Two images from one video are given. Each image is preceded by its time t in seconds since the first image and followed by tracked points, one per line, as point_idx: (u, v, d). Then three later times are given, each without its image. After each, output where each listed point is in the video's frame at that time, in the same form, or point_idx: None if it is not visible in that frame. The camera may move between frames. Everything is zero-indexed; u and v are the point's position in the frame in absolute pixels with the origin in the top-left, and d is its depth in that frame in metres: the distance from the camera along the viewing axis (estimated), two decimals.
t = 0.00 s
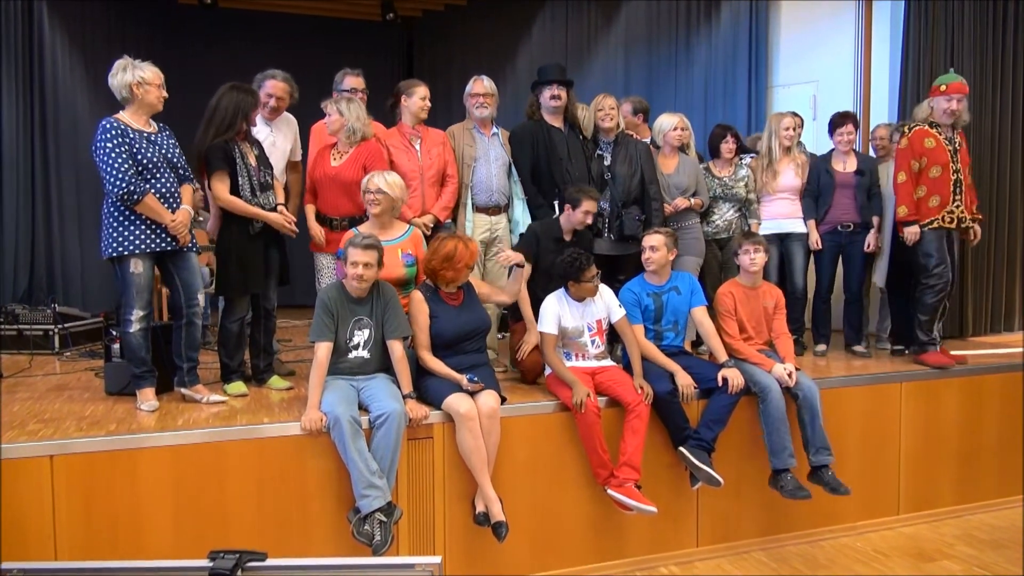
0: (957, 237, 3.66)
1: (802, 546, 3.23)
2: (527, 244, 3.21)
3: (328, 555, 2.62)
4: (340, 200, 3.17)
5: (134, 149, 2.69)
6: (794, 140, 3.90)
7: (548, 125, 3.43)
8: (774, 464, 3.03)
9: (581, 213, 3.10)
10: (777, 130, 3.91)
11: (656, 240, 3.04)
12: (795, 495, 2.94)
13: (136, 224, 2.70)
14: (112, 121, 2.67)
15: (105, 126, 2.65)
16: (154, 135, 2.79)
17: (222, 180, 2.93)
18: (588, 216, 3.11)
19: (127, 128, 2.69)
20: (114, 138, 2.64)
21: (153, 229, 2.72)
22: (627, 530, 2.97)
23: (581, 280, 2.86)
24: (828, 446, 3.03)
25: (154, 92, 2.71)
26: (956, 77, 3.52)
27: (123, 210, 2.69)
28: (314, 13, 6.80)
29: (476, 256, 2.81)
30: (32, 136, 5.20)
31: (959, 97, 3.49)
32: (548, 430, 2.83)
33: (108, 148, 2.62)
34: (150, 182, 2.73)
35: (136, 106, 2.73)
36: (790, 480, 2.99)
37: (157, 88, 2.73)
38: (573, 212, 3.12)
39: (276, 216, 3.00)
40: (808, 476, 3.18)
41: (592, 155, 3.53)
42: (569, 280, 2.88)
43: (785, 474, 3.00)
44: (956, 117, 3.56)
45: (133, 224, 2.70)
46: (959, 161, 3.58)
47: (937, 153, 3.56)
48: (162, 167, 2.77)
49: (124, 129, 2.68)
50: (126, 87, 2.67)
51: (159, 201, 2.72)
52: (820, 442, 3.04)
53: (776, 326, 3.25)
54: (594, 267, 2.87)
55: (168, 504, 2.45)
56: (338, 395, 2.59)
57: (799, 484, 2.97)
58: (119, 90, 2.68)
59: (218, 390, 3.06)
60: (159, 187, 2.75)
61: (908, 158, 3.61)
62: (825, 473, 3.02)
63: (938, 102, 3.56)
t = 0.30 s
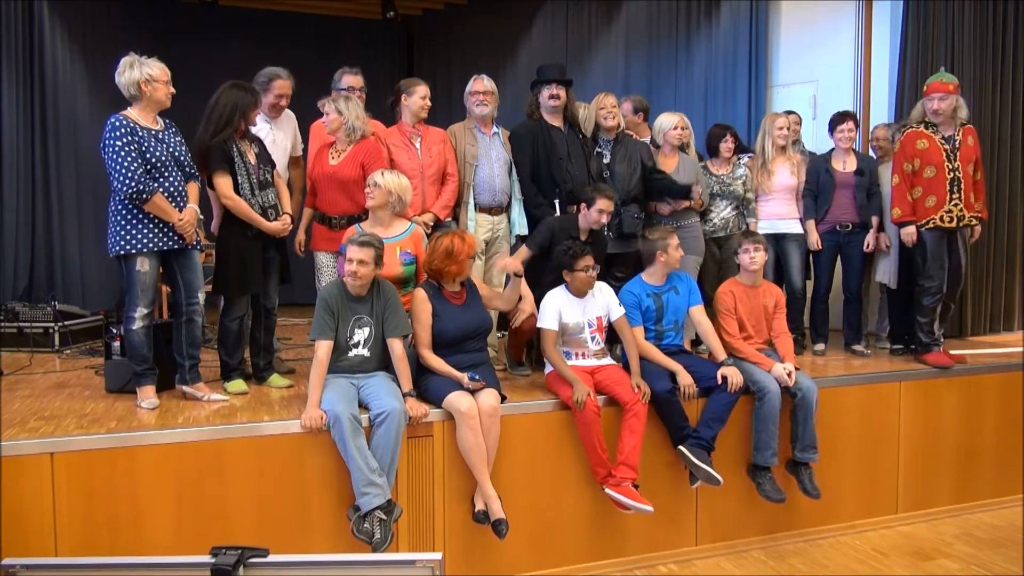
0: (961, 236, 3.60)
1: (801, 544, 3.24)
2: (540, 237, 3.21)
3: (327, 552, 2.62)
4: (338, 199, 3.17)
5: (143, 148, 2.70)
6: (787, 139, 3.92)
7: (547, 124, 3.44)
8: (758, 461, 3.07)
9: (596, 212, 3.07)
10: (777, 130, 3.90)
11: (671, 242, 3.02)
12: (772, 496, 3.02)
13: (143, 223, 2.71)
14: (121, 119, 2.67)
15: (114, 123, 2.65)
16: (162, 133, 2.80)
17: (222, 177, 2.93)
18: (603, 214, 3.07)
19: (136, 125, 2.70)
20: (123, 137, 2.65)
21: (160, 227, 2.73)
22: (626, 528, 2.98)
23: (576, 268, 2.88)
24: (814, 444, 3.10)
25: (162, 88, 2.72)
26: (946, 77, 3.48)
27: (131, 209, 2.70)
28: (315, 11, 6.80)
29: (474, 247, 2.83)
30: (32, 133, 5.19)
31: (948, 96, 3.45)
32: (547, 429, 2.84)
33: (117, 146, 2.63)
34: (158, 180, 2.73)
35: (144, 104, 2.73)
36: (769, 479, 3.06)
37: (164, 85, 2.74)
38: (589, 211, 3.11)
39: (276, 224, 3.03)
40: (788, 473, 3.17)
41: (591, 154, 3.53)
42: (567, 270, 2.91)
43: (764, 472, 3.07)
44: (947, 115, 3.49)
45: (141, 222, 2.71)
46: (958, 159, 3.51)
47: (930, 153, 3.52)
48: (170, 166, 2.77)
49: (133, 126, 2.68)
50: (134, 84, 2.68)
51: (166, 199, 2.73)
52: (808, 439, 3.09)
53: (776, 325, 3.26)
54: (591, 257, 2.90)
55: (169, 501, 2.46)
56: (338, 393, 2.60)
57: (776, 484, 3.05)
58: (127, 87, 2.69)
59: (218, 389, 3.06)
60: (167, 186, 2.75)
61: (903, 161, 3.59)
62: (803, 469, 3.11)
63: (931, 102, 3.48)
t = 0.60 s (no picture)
0: (964, 237, 3.54)
1: (801, 543, 3.24)
2: (532, 238, 3.21)
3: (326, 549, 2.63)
4: (339, 197, 3.17)
5: (149, 145, 2.70)
6: (784, 138, 3.91)
7: (548, 122, 3.43)
8: (769, 462, 3.04)
9: (587, 206, 3.07)
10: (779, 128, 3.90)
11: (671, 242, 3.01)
12: (789, 495, 2.96)
13: (147, 220, 2.71)
14: (127, 116, 2.68)
15: (120, 120, 2.66)
16: (168, 131, 2.80)
17: (220, 175, 2.93)
18: (593, 208, 3.07)
19: (142, 123, 2.71)
20: (129, 134, 2.65)
21: (163, 225, 2.73)
22: (625, 526, 2.98)
23: (573, 263, 2.89)
24: (827, 443, 3.04)
25: (168, 87, 2.72)
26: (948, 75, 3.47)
27: (135, 206, 2.71)
28: (316, 9, 6.80)
29: (472, 243, 2.83)
30: (33, 130, 5.19)
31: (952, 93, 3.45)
32: (547, 427, 2.84)
33: (122, 143, 2.64)
34: (162, 178, 2.73)
35: (150, 101, 2.74)
36: (784, 479, 3.01)
37: (171, 83, 2.73)
38: (579, 206, 3.11)
39: (270, 225, 3.02)
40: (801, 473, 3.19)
41: (590, 155, 3.53)
42: (566, 265, 2.92)
43: (779, 472, 3.03)
44: (945, 113, 3.48)
45: (144, 219, 2.71)
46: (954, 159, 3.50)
47: (925, 151, 3.54)
48: (175, 164, 2.77)
49: (139, 124, 2.69)
50: (141, 82, 2.69)
51: (170, 197, 2.73)
52: (819, 439, 3.04)
53: (777, 324, 3.26)
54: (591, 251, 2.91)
55: (169, 498, 2.46)
56: (339, 390, 2.60)
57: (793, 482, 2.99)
58: (134, 85, 2.70)
59: (218, 386, 3.07)
60: (171, 184, 2.75)
61: (902, 158, 3.61)
62: (822, 470, 3.02)
63: (931, 100, 3.47)
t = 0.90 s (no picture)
0: (964, 237, 3.56)
1: (801, 541, 3.25)
2: (511, 245, 3.24)
3: (328, 544, 2.63)
4: (341, 194, 3.18)
5: (152, 142, 2.71)
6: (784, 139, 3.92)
7: (549, 120, 3.43)
8: (775, 459, 3.02)
9: (562, 203, 3.10)
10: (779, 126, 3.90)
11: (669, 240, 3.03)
12: (798, 489, 2.92)
13: (150, 216, 2.72)
14: (133, 114, 2.71)
15: (126, 118, 2.69)
16: (176, 128, 2.80)
17: (219, 172, 2.94)
18: (568, 204, 3.10)
19: (147, 120, 2.73)
20: (132, 131, 2.67)
21: (167, 221, 2.74)
22: (626, 524, 2.98)
23: (574, 259, 2.91)
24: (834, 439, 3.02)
25: (176, 85, 2.72)
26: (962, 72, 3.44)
27: (139, 202, 2.73)
28: (316, 7, 6.80)
29: (470, 239, 2.83)
30: (34, 129, 5.19)
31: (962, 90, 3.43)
32: (548, 425, 2.84)
33: (125, 139, 2.66)
34: (167, 174, 2.73)
35: (159, 99, 2.76)
36: (792, 475, 2.96)
37: (179, 82, 2.74)
38: (553, 204, 3.13)
39: (267, 223, 3.01)
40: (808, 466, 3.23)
41: (590, 153, 3.52)
42: (567, 261, 2.94)
43: (786, 468, 2.98)
44: (951, 109, 3.48)
45: (148, 215, 2.72)
46: (954, 156, 3.54)
47: (927, 149, 3.62)
48: (180, 160, 2.77)
49: (143, 121, 2.71)
50: (149, 81, 2.70)
51: (174, 193, 2.73)
52: (827, 434, 3.02)
53: (778, 323, 3.26)
54: (592, 246, 2.93)
55: (170, 496, 2.46)
56: (340, 388, 2.60)
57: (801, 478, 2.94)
58: (142, 84, 2.71)
59: (219, 383, 3.07)
60: (176, 180, 2.75)
61: (911, 152, 3.70)
62: (836, 464, 2.98)
63: (937, 97, 3.48)
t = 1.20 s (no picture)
0: (964, 236, 3.56)
1: (801, 539, 3.25)
2: (509, 241, 3.25)
3: (328, 541, 2.63)
4: (341, 194, 3.18)
5: (153, 141, 2.72)
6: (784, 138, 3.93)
7: (550, 120, 3.43)
8: (765, 457, 3.06)
9: (555, 193, 3.15)
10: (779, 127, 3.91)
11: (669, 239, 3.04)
12: (783, 491, 2.98)
13: (151, 215, 2.73)
14: (135, 113, 2.71)
15: (127, 117, 2.70)
16: (178, 129, 2.80)
17: (220, 171, 2.94)
18: (561, 195, 3.15)
19: (149, 120, 2.73)
20: (133, 130, 2.68)
21: (169, 221, 2.74)
22: (626, 523, 2.99)
23: (574, 258, 2.91)
24: (828, 440, 3.05)
25: (178, 86, 2.73)
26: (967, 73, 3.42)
27: (140, 201, 2.73)
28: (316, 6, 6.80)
29: (468, 237, 2.85)
30: (34, 129, 5.19)
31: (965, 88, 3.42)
32: (548, 424, 2.85)
33: (126, 139, 2.67)
34: (168, 173, 2.74)
35: (161, 100, 2.76)
36: (778, 476, 3.02)
37: (183, 84, 2.74)
38: (546, 195, 3.18)
39: (270, 222, 3.01)
40: (797, 470, 3.21)
41: (590, 152, 3.52)
42: (568, 261, 2.94)
43: (774, 467, 3.04)
44: (954, 109, 3.46)
45: (149, 215, 2.72)
46: (953, 155, 3.54)
47: (928, 149, 3.63)
48: (181, 160, 2.77)
49: (145, 121, 2.72)
50: (152, 81, 2.71)
51: (175, 192, 2.73)
52: (821, 435, 3.05)
53: (783, 324, 3.24)
54: (592, 244, 2.94)
55: (171, 495, 2.47)
56: (340, 387, 2.60)
57: (786, 480, 3.01)
58: (145, 84, 2.72)
59: (219, 383, 3.07)
60: (176, 180, 2.75)
61: (915, 153, 3.70)
62: (824, 467, 3.04)
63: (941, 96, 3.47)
